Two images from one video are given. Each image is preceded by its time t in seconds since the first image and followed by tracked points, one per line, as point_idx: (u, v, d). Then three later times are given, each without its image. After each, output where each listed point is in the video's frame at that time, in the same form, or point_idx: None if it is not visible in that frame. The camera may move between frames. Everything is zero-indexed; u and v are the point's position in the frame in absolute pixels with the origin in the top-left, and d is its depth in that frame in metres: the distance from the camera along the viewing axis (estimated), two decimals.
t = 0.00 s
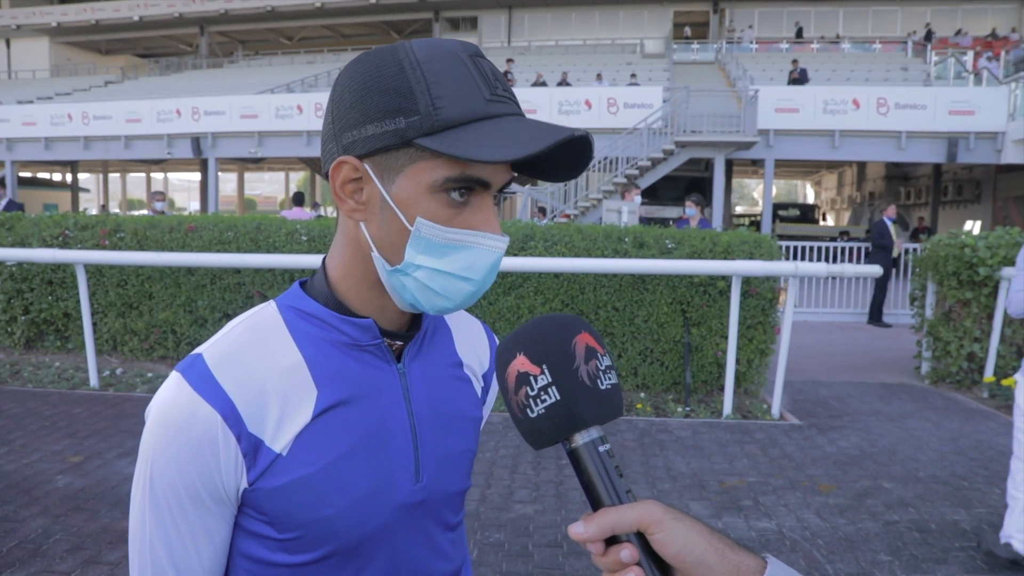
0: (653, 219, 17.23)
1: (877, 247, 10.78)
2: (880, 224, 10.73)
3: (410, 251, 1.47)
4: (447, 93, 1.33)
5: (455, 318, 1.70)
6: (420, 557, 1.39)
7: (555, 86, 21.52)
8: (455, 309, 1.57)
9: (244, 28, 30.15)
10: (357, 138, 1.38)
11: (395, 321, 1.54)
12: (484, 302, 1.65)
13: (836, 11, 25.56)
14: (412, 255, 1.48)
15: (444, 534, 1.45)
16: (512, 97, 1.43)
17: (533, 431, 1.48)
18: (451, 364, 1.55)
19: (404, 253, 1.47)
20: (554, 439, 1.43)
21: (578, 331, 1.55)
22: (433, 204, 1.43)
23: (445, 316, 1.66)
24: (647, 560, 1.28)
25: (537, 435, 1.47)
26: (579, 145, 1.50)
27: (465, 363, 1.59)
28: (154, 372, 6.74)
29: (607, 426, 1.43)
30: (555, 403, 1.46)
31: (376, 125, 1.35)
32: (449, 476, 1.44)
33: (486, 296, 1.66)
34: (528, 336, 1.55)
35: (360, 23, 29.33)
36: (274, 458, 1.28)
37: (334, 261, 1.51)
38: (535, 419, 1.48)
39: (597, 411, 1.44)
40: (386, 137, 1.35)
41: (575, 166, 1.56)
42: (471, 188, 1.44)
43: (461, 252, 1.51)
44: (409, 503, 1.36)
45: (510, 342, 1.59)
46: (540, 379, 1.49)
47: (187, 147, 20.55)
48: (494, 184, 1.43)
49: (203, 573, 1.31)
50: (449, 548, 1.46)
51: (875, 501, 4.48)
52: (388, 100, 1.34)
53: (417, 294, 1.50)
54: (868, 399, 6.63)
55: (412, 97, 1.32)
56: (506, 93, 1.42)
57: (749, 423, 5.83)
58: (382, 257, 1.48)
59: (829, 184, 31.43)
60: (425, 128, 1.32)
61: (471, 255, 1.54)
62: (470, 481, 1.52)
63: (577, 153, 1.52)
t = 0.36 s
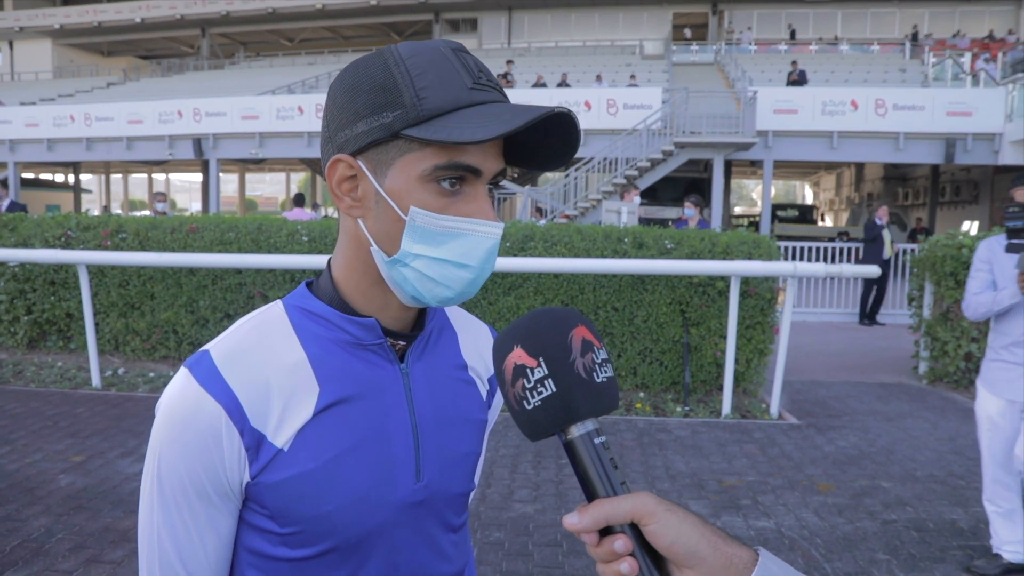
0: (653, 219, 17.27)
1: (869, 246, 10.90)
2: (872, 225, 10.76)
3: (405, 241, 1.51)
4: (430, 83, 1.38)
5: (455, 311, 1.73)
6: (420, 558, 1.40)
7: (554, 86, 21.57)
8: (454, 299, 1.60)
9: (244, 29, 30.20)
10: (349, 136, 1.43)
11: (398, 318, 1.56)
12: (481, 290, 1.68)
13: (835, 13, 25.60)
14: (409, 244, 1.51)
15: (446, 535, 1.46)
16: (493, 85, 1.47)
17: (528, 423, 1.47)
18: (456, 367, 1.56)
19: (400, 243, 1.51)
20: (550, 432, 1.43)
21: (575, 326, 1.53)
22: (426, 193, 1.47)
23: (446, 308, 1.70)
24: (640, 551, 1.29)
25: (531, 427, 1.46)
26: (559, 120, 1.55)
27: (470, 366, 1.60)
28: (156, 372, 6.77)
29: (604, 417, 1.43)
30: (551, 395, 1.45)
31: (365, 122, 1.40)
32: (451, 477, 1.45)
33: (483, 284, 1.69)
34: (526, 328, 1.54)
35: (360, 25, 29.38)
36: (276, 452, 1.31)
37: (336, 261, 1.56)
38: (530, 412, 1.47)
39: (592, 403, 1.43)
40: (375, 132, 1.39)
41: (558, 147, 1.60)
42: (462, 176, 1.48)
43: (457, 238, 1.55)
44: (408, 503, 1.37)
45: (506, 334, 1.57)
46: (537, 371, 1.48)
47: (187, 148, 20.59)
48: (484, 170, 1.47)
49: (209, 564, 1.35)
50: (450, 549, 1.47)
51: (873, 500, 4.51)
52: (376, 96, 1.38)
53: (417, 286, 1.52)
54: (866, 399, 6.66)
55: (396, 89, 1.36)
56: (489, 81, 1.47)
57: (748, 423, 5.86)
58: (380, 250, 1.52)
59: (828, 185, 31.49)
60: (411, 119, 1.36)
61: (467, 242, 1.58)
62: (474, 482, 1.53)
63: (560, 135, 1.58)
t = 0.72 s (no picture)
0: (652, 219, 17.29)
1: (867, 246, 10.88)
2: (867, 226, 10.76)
3: (398, 235, 1.51)
4: (413, 79, 1.38)
5: (457, 310, 1.72)
6: (411, 558, 1.38)
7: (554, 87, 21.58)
8: (449, 295, 1.60)
9: (245, 29, 30.21)
10: (339, 135, 1.45)
11: (395, 316, 1.56)
12: (478, 284, 1.68)
13: (835, 13, 25.61)
14: (401, 239, 1.52)
15: (443, 537, 1.44)
16: (481, 77, 1.47)
17: (523, 423, 1.45)
18: (458, 368, 1.55)
19: (393, 239, 1.52)
20: (544, 430, 1.42)
21: (571, 325, 1.53)
22: (416, 187, 1.48)
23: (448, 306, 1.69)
24: (636, 550, 1.29)
25: (526, 427, 1.45)
26: (547, 108, 1.52)
27: (474, 369, 1.57)
28: (156, 372, 6.78)
29: (598, 416, 1.43)
30: (548, 395, 1.44)
31: (354, 121, 1.42)
32: (446, 477, 1.44)
33: (480, 277, 1.69)
34: (522, 328, 1.53)
35: (361, 25, 29.40)
36: (266, 444, 1.32)
37: (336, 260, 1.57)
38: (526, 412, 1.45)
39: (588, 402, 1.43)
40: (363, 129, 1.40)
41: (550, 136, 1.58)
42: (452, 169, 1.48)
43: (448, 233, 1.55)
44: (400, 501, 1.36)
45: (504, 334, 1.56)
46: (533, 372, 1.47)
47: (188, 148, 20.61)
48: (474, 163, 1.47)
49: (208, 553, 1.38)
50: (446, 551, 1.45)
51: (873, 501, 4.51)
52: (363, 94, 1.40)
53: (413, 282, 1.53)
54: (866, 399, 6.67)
55: (381, 87, 1.38)
56: (475, 74, 1.46)
57: (748, 423, 5.86)
58: (375, 246, 1.52)
59: (828, 185, 31.52)
60: (396, 113, 1.37)
61: (461, 235, 1.58)
62: (474, 485, 1.52)
63: (552, 125, 1.56)
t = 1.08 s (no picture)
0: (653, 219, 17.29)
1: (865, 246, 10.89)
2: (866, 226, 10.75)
3: (394, 231, 1.51)
4: (403, 73, 1.38)
5: (457, 306, 1.72)
6: (416, 558, 1.38)
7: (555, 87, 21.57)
8: (448, 289, 1.59)
9: (245, 29, 30.22)
10: (332, 134, 1.45)
11: (397, 314, 1.56)
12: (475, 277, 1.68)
13: (835, 13, 25.60)
14: (398, 234, 1.52)
15: (447, 537, 1.44)
16: (472, 69, 1.46)
17: (518, 418, 1.45)
18: (461, 367, 1.54)
19: (389, 234, 1.52)
20: (539, 426, 1.42)
21: (567, 321, 1.53)
22: (410, 181, 1.48)
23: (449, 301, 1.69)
24: (630, 544, 1.29)
25: (521, 422, 1.44)
26: (539, 100, 1.52)
27: (478, 367, 1.57)
28: (156, 372, 6.78)
29: (595, 413, 1.43)
30: (543, 389, 1.44)
31: (346, 119, 1.42)
32: (451, 477, 1.43)
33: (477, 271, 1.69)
34: (518, 323, 1.53)
35: (362, 26, 29.40)
36: (271, 443, 1.33)
37: (337, 258, 1.57)
38: (521, 406, 1.45)
39: (583, 398, 1.43)
40: (356, 127, 1.40)
41: (544, 126, 1.58)
42: (446, 162, 1.48)
43: (443, 225, 1.55)
44: (404, 501, 1.36)
45: (499, 329, 1.56)
46: (528, 366, 1.47)
47: (188, 149, 20.62)
48: (468, 155, 1.46)
49: (211, 553, 1.37)
50: (451, 551, 1.45)
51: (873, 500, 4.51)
52: (355, 92, 1.40)
53: (410, 276, 1.52)
54: (866, 399, 6.67)
55: (372, 83, 1.38)
56: (466, 66, 1.46)
57: (749, 423, 5.86)
58: (372, 243, 1.53)
59: (828, 185, 31.52)
60: (387, 109, 1.37)
61: (455, 227, 1.58)
62: (478, 484, 1.51)
63: (544, 114, 1.55)
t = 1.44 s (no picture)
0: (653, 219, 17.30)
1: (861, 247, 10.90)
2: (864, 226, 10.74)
3: (383, 230, 1.52)
4: (375, 72, 1.39)
5: (461, 305, 1.72)
6: (421, 557, 1.39)
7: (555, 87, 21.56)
8: (443, 284, 1.58)
9: (245, 29, 30.22)
10: (318, 140, 1.48)
11: (401, 313, 1.56)
12: (470, 272, 1.66)
13: (835, 13, 25.59)
14: (387, 234, 1.52)
15: (450, 536, 1.44)
16: (447, 59, 1.46)
17: (514, 418, 1.45)
18: (464, 366, 1.55)
19: (379, 234, 1.52)
20: (536, 426, 1.42)
21: (563, 321, 1.53)
22: (394, 179, 1.49)
23: (451, 298, 1.69)
24: (626, 544, 1.29)
25: (518, 421, 1.44)
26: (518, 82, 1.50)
27: (479, 366, 1.58)
28: (156, 372, 6.78)
29: (590, 412, 1.43)
30: (538, 390, 1.44)
31: (329, 123, 1.44)
32: (455, 476, 1.44)
33: (471, 265, 1.67)
34: (515, 322, 1.53)
35: (361, 25, 29.40)
36: (277, 443, 1.32)
37: (339, 260, 1.58)
38: (517, 406, 1.45)
39: (580, 396, 1.43)
40: (338, 129, 1.43)
41: (525, 112, 1.57)
42: (428, 156, 1.48)
43: (431, 221, 1.55)
44: (409, 500, 1.37)
45: (496, 329, 1.56)
46: (524, 367, 1.47)
47: (188, 149, 20.62)
48: (450, 146, 1.47)
49: (216, 553, 1.37)
50: (454, 550, 1.45)
51: (873, 500, 4.51)
52: (334, 97, 1.43)
53: (404, 272, 1.52)
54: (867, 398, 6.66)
55: (348, 86, 1.40)
56: (441, 56, 1.45)
57: (749, 423, 5.86)
58: (366, 243, 1.54)
59: (828, 184, 31.53)
60: (362, 110, 1.39)
61: (444, 221, 1.58)
62: (481, 483, 1.52)
63: (524, 98, 1.54)
